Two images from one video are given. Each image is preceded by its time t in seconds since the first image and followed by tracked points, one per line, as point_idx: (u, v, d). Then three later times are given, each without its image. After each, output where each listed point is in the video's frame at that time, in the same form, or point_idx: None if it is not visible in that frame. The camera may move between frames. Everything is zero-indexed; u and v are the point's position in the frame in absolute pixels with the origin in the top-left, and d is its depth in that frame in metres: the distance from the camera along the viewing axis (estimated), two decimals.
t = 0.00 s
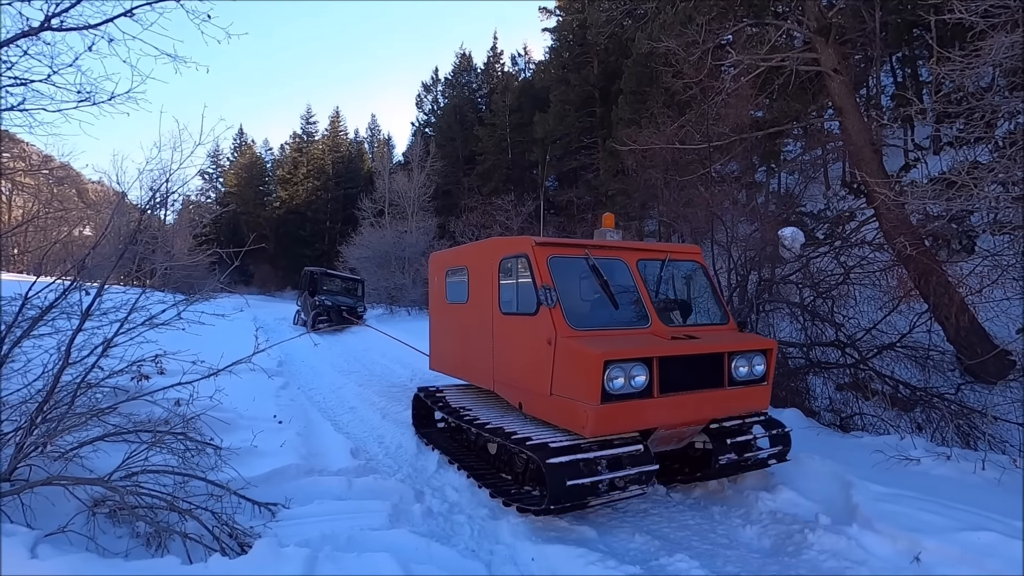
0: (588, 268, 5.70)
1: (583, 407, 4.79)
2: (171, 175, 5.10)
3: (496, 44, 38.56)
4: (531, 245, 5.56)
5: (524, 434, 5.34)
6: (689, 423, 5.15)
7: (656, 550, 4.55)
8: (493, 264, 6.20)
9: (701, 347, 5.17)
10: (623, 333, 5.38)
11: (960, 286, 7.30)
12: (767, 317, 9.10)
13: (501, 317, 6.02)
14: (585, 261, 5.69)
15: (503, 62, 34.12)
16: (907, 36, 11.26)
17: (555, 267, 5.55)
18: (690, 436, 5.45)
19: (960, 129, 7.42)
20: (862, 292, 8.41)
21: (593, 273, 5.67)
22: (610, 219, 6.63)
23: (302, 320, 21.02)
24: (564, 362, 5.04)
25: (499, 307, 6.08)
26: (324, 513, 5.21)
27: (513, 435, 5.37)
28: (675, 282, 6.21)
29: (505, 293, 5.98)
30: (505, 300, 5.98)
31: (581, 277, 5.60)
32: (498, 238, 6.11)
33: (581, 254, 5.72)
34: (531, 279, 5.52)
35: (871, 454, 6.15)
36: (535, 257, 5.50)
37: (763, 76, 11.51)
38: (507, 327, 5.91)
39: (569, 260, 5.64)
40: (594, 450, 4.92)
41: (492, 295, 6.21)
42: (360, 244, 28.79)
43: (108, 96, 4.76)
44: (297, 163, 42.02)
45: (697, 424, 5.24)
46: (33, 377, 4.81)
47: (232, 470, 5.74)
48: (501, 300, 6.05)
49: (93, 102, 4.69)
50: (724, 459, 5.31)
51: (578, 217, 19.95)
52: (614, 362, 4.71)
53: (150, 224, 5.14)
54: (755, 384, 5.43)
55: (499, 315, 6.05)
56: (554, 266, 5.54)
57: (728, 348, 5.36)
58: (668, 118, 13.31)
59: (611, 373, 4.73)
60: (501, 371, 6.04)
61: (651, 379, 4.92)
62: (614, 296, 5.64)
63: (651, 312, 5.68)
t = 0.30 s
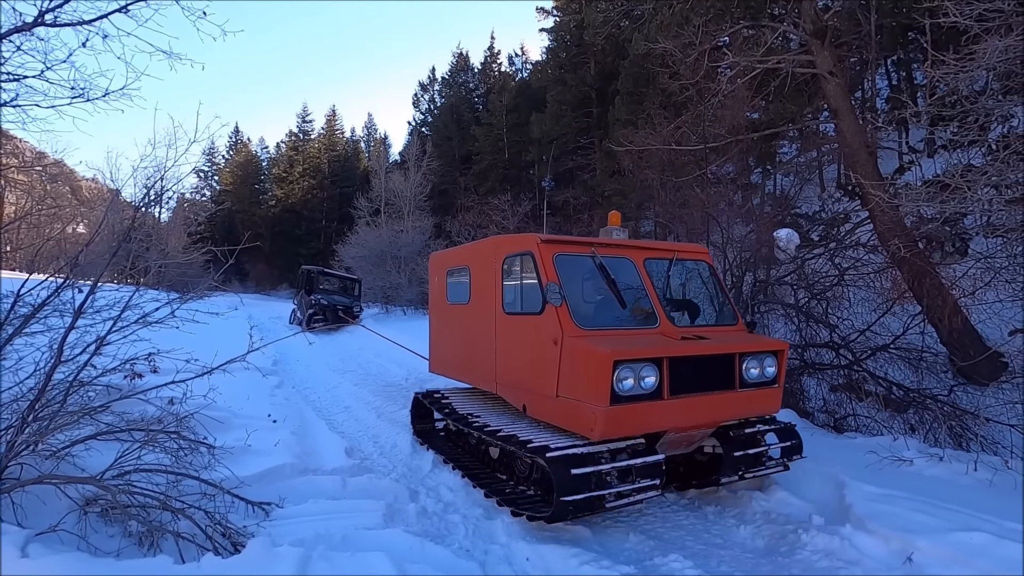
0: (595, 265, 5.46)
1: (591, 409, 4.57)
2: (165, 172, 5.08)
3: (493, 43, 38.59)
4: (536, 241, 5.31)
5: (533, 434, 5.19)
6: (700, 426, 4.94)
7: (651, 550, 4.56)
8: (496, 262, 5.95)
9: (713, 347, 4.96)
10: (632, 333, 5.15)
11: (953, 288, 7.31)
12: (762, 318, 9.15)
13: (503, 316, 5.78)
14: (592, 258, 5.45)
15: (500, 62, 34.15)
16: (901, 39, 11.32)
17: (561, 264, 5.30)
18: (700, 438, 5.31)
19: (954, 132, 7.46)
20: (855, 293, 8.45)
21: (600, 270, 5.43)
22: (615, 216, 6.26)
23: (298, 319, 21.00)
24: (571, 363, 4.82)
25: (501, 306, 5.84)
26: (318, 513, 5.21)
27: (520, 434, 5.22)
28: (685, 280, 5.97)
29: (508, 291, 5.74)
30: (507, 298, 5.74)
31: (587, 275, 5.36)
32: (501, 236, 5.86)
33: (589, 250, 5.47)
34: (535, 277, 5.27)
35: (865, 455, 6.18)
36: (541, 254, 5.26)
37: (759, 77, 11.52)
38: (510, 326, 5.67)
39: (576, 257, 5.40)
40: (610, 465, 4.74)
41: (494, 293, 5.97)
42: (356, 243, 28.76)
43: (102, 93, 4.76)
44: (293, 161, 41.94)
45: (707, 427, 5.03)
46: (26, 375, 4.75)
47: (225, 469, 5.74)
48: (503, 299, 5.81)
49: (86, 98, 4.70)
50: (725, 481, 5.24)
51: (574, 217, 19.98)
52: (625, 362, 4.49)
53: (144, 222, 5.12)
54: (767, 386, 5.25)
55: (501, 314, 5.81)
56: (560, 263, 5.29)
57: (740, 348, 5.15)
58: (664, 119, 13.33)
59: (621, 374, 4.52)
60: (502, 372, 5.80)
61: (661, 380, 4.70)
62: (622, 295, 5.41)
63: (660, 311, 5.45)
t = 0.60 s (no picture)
0: (601, 266, 5.41)
1: (599, 414, 4.51)
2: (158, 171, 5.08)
3: (489, 45, 38.65)
4: (541, 241, 5.28)
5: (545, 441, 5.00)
6: (710, 431, 4.84)
7: (643, 551, 4.59)
8: (499, 262, 5.92)
9: (722, 351, 4.86)
10: (639, 336, 5.09)
11: (944, 291, 7.37)
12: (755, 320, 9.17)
13: (506, 318, 5.75)
14: (598, 259, 5.41)
15: (496, 63, 34.22)
16: (893, 45, 11.43)
17: (567, 265, 5.27)
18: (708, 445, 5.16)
19: (945, 137, 7.53)
20: (848, 296, 8.50)
21: (606, 272, 5.39)
22: (622, 215, 6.13)
23: (291, 319, 20.93)
24: (578, 366, 4.77)
25: (504, 307, 5.80)
26: (311, 513, 5.21)
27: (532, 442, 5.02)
28: (692, 282, 5.92)
29: (512, 292, 5.70)
30: (511, 300, 5.71)
31: (592, 276, 5.32)
32: (504, 236, 5.83)
33: (594, 251, 5.43)
34: (540, 278, 5.24)
35: (856, 456, 6.23)
36: (546, 254, 5.22)
37: (753, 81, 11.58)
38: (514, 328, 5.63)
39: (582, 258, 5.36)
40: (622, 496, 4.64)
41: (497, 294, 5.93)
42: (350, 244, 28.70)
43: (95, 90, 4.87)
44: (287, 160, 41.80)
45: (717, 433, 4.94)
46: (15, 375, 4.80)
47: (217, 469, 5.73)
48: (507, 301, 5.78)
49: (79, 96, 4.79)
50: (718, 493, 5.19)
51: (569, 218, 20.01)
52: (632, 365, 4.43)
53: (136, 221, 5.11)
54: (778, 391, 5.12)
55: (504, 316, 5.78)
56: (565, 264, 5.26)
57: (750, 351, 5.05)
58: (658, 122, 13.38)
59: (628, 378, 4.45)
60: (506, 375, 5.74)
61: (670, 384, 4.63)
62: (628, 296, 5.35)
63: (667, 314, 5.38)
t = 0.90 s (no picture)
0: (601, 262, 5.33)
1: (602, 415, 4.42)
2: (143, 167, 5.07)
3: (478, 41, 38.61)
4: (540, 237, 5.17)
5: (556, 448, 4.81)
6: (713, 431, 4.79)
7: (632, 545, 4.64)
8: (496, 259, 5.83)
9: (726, 349, 4.79)
10: (641, 334, 5.01)
11: (926, 286, 7.53)
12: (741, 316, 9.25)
13: (503, 315, 5.67)
14: (598, 255, 5.32)
15: (485, 60, 34.18)
16: (878, 43, 11.56)
17: (567, 262, 5.17)
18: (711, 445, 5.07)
19: (927, 134, 7.64)
20: (833, 292, 8.60)
21: (606, 268, 5.30)
22: (623, 211, 6.09)
23: (280, 317, 20.86)
24: (579, 365, 4.68)
25: (501, 305, 5.72)
26: (300, 511, 5.22)
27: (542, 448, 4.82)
28: (692, 278, 5.87)
29: (509, 289, 5.62)
30: (508, 297, 5.63)
31: (592, 272, 5.24)
32: (501, 231, 5.72)
33: (594, 247, 5.34)
34: (540, 274, 5.15)
35: (840, 449, 6.33)
36: (545, 250, 5.12)
37: (740, 79, 11.60)
38: (511, 326, 5.54)
39: (582, 254, 5.27)
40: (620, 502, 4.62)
41: (493, 291, 5.86)
42: (338, 241, 28.62)
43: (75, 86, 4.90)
44: (274, 158, 41.52)
45: (719, 432, 4.89)
46: None
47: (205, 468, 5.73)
48: (504, 298, 5.69)
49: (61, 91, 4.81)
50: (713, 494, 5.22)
51: (558, 215, 20.05)
52: (636, 365, 4.34)
53: (121, 219, 5.11)
54: (780, 389, 5.09)
55: (501, 313, 5.70)
56: (565, 260, 5.16)
57: (753, 349, 5.00)
58: (647, 119, 13.43)
59: (632, 378, 4.36)
60: (505, 373, 5.66)
61: (674, 384, 4.55)
62: (629, 293, 5.27)
63: (668, 311, 5.32)
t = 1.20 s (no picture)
0: (599, 260, 5.32)
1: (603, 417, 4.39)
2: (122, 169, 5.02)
3: (463, 40, 38.61)
4: (537, 235, 5.16)
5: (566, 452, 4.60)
6: (713, 431, 4.79)
7: (618, 540, 4.70)
8: (490, 258, 5.82)
9: (727, 348, 4.79)
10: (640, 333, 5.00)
11: (905, 282, 7.71)
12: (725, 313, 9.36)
13: (498, 315, 5.67)
14: (595, 253, 5.32)
15: (470, 60, 34.17)
16: (857, 43, 11.73)
17: (563, 260, 5.16)
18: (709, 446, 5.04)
19: (906, 133, 7.77)
20: (815, 288, 8.72)
21: (603, 266, 5.30)
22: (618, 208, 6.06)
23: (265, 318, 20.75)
24: (578, 365, 4.66)
25: (496, 305, 5.71)
26: (287, 513, 5.23)
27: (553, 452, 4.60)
28: (689, 275, 5.88)
29: (504, 289, 5.61)
30: (503, 297, 5.62)
31: (590, 270, 5.23)
32: (495, 229, 5.72)
33: (591, 245, 5.33)
34: (536, 273, 5.13)
35: (822, 443, 6.44)
36: (541, 248, 5.11)
37: (723, 78, 11.69)
38: (506, 326, 5.53)
39: (579, 251, 5.26)
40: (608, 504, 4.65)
41: (487, 291, 5.85)
42: (324, 242, 28.50)
43: (54, 86, 4.72)
44: (257, 158, 41.17)
45: (719, 432, 4.89)
46: None
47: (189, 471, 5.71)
48: (498, 298, 5.69)
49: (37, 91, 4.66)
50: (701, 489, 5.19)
51: (544, 215, 20.11)
52: (638, 366, 4.31)
53: (101, 221, 5.08)
54: (779, 387, 5.10)
55: (496, 313, 5.69)
56: (562, 258, 5.15)
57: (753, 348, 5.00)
58: (631, 118, 13.52)
59: (634, 379, 4.34)
60: (500, 374, 5.64)
61: (675, 384, 4.53)
62: (626, 292, 5.27)
63: (666, 309, 5.33)
